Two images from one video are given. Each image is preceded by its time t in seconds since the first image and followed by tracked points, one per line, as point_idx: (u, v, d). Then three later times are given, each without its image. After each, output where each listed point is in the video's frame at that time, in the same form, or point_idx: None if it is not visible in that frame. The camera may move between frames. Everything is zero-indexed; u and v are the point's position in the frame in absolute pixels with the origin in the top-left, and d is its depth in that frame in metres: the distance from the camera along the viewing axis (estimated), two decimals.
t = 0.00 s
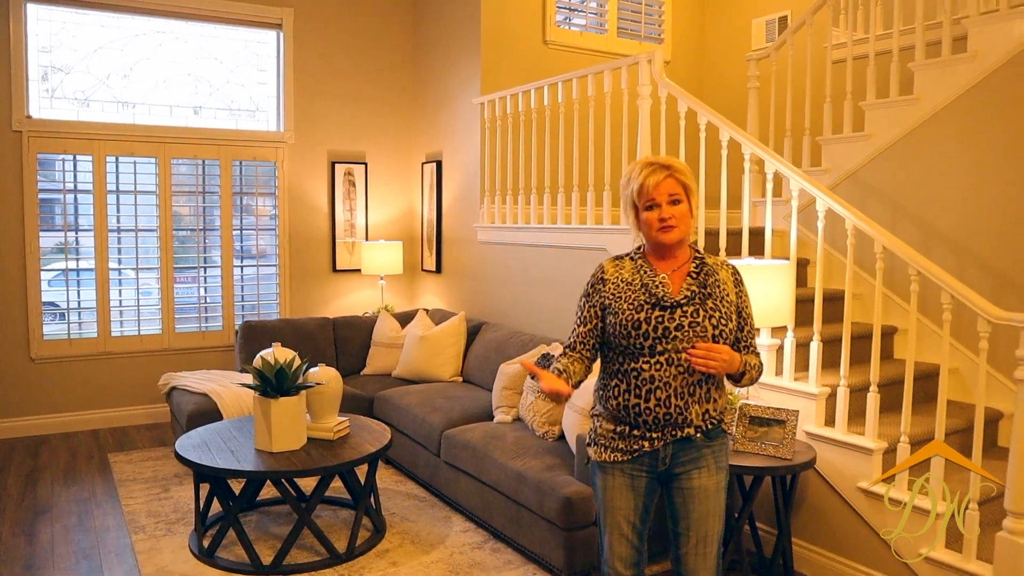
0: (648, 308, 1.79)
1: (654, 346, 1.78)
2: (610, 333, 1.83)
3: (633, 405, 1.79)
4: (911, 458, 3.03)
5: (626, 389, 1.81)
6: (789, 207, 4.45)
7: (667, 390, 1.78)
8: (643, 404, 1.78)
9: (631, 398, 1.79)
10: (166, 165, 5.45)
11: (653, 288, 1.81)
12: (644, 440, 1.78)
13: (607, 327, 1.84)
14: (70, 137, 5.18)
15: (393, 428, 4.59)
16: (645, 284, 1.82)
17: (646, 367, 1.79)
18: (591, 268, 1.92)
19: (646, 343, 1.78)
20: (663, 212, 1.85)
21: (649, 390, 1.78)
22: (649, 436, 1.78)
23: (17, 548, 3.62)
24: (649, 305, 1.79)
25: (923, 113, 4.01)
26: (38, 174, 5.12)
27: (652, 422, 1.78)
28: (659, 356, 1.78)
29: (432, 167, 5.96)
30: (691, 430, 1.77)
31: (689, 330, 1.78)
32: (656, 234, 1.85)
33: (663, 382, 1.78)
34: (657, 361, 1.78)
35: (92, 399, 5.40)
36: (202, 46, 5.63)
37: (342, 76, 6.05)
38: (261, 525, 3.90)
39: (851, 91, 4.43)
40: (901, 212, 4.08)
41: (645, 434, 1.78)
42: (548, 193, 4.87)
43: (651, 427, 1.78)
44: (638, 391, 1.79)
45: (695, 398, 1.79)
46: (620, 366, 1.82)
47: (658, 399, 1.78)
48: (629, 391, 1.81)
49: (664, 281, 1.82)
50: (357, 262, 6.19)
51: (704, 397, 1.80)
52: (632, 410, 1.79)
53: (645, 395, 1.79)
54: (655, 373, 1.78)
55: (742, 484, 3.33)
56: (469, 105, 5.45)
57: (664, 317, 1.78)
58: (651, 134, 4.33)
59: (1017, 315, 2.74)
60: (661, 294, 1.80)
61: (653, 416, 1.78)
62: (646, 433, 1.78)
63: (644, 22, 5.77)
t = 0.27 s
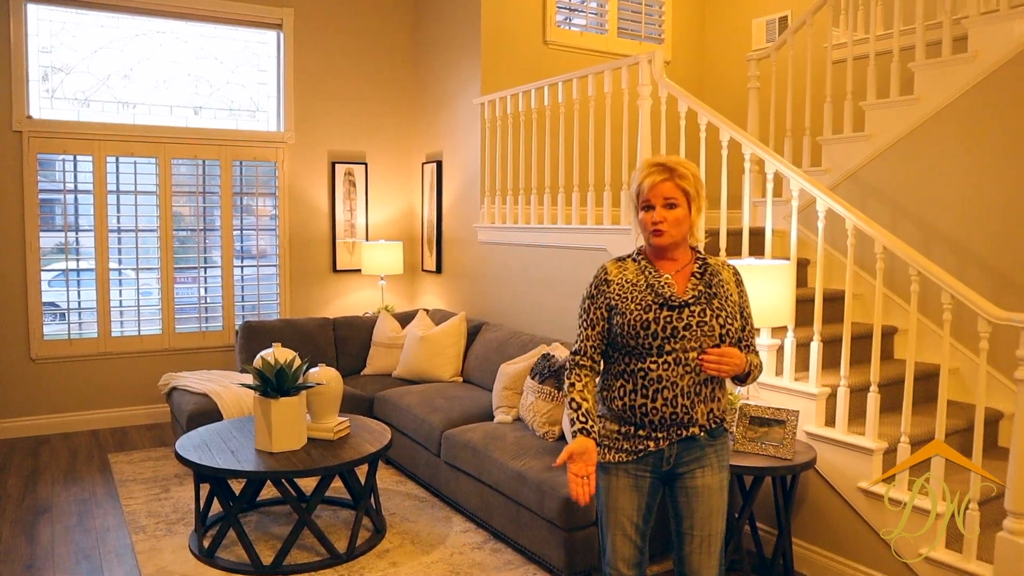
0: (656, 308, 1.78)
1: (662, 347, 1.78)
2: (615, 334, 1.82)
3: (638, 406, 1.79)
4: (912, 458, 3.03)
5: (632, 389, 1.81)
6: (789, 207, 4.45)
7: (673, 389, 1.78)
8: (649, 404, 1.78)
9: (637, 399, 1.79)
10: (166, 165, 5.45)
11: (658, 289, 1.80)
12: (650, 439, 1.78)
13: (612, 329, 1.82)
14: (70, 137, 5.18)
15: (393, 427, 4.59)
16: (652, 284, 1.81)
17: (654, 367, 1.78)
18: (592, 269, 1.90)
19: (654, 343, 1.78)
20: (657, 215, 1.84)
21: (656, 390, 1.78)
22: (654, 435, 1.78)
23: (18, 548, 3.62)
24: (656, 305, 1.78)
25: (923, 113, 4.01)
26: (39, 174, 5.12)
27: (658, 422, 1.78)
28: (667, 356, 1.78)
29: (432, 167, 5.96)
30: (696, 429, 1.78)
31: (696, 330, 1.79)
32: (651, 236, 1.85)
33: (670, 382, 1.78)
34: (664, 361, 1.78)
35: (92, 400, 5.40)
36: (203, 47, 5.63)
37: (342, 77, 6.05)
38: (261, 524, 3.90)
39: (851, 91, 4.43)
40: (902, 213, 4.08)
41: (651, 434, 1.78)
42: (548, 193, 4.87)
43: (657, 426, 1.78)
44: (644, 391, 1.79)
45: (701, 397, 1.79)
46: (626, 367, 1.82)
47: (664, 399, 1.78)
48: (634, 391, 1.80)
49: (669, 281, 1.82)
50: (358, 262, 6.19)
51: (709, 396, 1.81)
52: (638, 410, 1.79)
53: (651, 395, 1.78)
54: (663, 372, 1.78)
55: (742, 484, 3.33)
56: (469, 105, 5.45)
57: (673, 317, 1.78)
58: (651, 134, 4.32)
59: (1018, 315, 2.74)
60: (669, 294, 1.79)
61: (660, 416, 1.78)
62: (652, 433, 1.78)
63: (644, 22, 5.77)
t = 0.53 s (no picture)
0: (653, 309, 1.78)
1: (659, 348, 1.78)
2: (614, 334, 1.82)
3: (637, 406, 1.79)
4: (911, 458, 3.03)
5: (631, 389, 1.81)
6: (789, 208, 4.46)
7: (672, 389, 1.78)
8: (647, 403, 1.78)
9: (635, 399, 1.79)
10: (166, 166, 5.45)
11: (656, 290, 1.80)
12: (649, 438, 1.78)
13: (611, 329, 1.83)
14: (69, 138, 5.18)
15: (393, 428, 4.59)
16: (650, 286, 1.81)
17: (651, 367, 1.78)
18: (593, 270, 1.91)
19: (652, 344, 1.78)
20: (658, 215, 1.84)
21: (654, 389, 1.78)
22: (653, 435, 1.78)
23: (18, 548, 3.62)
24: (653, 306, 1.78)
25: (923, 113, 4.01)
26: (38, 175, 5.12)
27: (656, 421, 1.78)
28: (664, 356, 1.78)
29: (431, 167, 5.96)
30: (694, 429, 1.78)
31: (693, 331, 1.78)
32: (651, 236, 1.85)
33: (668, 382, 1.78)
34: (662, 362, 1.78)
35: (92, 400, 5.40)
36: (202, 47, 5.63)
37: (342, 77, 6.05)
38: (261, 525, 3.90)
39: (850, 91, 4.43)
40: (901, 213, 4.08)
41: (650, 433, 1.78)
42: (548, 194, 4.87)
43: (655, 426, 1.78)
44: (643, 391, 1.79)
45: (700, 397, 1.79)
46: (625, 366, 1.82)
47: (662, 398, 1.78)
48: (633, 390, 1.80)
49: (667, 282, 1.82)
50: (357, 262, 6.19)
51: (708, 396, 1.80)
52: (636, 409, 1.79)
53: (650, 395, 1.79)
54: (661, 372, 1.78)
55: (742, 484, 3.33)
56: (469, 105, 5.45)
57: (670, 318, 1.78)
58: (651, 134, 4.32)
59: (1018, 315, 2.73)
60: (666, 295, 1.79)
61: (658, 415, 1.78)
62: (651, 432, 1.78)
63: (643, 22, 5.77)
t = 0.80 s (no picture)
0: (648, 310, 1.79)
1: (655, 348, 1.78)
2: (612, 335, 1.84)
3: (635, 405, 1.80)
4: (912, 458, 3.03)
5: (629, 388, 1.81)
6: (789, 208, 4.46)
7: (669, 390, 1.78)
8: (645, 403, 1.78)
9: (633, 399, 1.80)
10: (166, 166, 5.46)
11: (653, 289, 1.81)
12: (647, 437, 1.79)
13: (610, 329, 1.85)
14: (70, 138, 5.18)
15: (393, 428, 4.59)
16: (648, 286, 1.82)
17: (647, 368, 1.79)
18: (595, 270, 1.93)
19: (647, 344, 1.79)
20: (666, 211, 1.84)
21: (651, 390, 1.79)
22: (651, 434, 1.78)
23: (18, 548, 3.62)
24: (649, 307, 1.79)
25: (924, 113, 4.01)
26: (39, 175, 5.12)
27: (654, 421, 1.78)
28: (660, 357, 1.78)
29: (432, 167, 5.96)
30: (692, 429, 1.78)
31: (688, 332, 1.78)
32: (659, 233, 1.84)
33: (664, 382, 1.78)
34: (658, 362, 1.78)
35: (92, 400, 5.40)
36: (203, 47, 5.63)
37: (342, 77, 6.05)
38: (262, 525, 3.90)
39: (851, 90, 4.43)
40: (902, 213, 4.08)
41: (648, 432, 1.79)
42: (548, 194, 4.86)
43: (654, 425, 1.78)
44: (640, 391, 1.80)
45: (698, 398, 1.78)
46: (623, 366, 1.83)
47: (659, 398, 1.78)
48: (631, 390, 1.81)
49: (665, 283, 1.82)
50: (358, 262, 6.19)
51: (707, 396, 1.79)
52: (634, 409, 1.80)
53: (647, 395, 1.79)
54: (657, 373, 1.78)
55: (743, 484, 3.33)
56: (469, 105, 5.45)
57: (664, 319, 1.78)
58: (652, 134, 4.32)
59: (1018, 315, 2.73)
60: (662, 295, 1.80)
61: (656, 415, 1.78)
62: (649, 431, 1.79)
63: (643, 22, 5.77)
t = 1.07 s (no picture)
0: (645, 310, 1.81)
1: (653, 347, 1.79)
2: (612, 334, 1.87)
3: (634, 404, 1.81)
4: (912, 458, 3.03)
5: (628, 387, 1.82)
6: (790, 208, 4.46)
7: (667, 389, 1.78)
8: (643, 402, 1.79)
9: (632, 398, 1.81)
10: (167, 166, 5.46)
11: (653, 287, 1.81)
12: (646, 436, 1.79)
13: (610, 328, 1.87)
14: (71, 138, 5.18)
15: (394, 428, 4.59)
16: (647, 285, 1.83)
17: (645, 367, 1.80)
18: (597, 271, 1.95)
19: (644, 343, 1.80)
20: (669, 208, 1.85)
21: (650, 389, 1.79)
22: (650, 433, 1.79)
23: (19, 548, 3.63)
24: (647, 306, 1.81)
25: (924, 113, 4.01)
26: (40, 175, 5.12)
27: (653, 420, 1.78)
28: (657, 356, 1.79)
29: (432, 167, 5.97)
30: (692, 428, 1.77)
31: (685, 332, 1.78)
32: (663, 230, 1.85)
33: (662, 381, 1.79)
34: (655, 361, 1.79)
35: (93, 400, 5.40)
36: (204, 47, 5.63)
37: (343, 77, 6.05)
38: (263, 525, 3.90)
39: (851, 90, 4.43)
40: (903, 213, 4.07)
41: (648, 430, 1.79)
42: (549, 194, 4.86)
43: (653, 424, 1.78)
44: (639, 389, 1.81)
45: (696, 398, 1.78)
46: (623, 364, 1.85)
47: (657, 397, 1.78)
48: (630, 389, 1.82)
49: (665, 282, 1.83)
50: (358, 262, 6.19)
51: (705, 396, 1.79)
52: (634, 408, 1.81)
53: (646, 394, 1.80)
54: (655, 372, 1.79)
55: (744, 485, 3.33)
56: (470, 105, 5.45)
57: (661, 319, 1.80)
58: (653, 134, 4.31)
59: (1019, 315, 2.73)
60: (660, 295, 1.81)
61: (655, 415, 1.78)
62: (649, 430, 1.79)
63: (644, 22, 5.77)
